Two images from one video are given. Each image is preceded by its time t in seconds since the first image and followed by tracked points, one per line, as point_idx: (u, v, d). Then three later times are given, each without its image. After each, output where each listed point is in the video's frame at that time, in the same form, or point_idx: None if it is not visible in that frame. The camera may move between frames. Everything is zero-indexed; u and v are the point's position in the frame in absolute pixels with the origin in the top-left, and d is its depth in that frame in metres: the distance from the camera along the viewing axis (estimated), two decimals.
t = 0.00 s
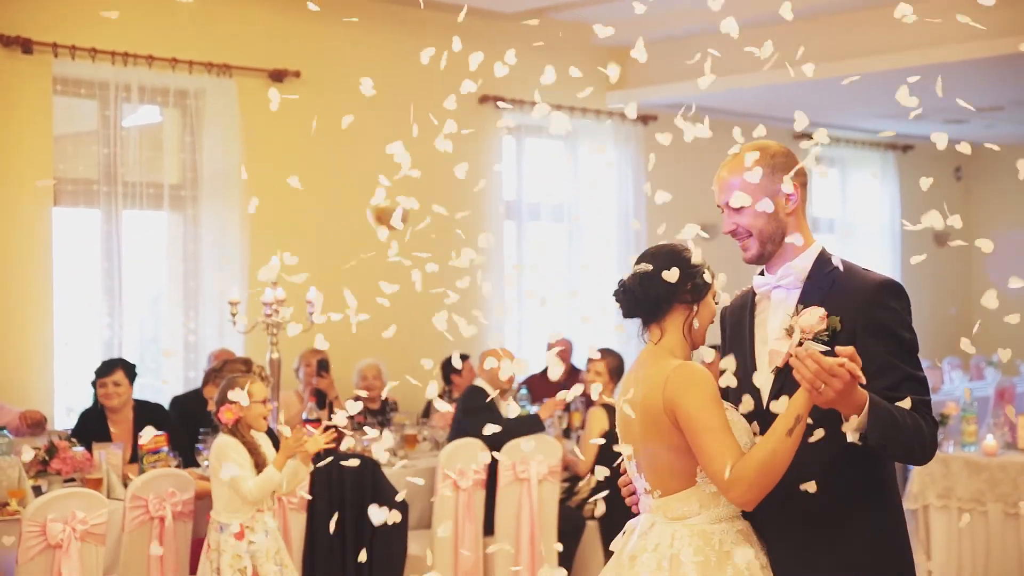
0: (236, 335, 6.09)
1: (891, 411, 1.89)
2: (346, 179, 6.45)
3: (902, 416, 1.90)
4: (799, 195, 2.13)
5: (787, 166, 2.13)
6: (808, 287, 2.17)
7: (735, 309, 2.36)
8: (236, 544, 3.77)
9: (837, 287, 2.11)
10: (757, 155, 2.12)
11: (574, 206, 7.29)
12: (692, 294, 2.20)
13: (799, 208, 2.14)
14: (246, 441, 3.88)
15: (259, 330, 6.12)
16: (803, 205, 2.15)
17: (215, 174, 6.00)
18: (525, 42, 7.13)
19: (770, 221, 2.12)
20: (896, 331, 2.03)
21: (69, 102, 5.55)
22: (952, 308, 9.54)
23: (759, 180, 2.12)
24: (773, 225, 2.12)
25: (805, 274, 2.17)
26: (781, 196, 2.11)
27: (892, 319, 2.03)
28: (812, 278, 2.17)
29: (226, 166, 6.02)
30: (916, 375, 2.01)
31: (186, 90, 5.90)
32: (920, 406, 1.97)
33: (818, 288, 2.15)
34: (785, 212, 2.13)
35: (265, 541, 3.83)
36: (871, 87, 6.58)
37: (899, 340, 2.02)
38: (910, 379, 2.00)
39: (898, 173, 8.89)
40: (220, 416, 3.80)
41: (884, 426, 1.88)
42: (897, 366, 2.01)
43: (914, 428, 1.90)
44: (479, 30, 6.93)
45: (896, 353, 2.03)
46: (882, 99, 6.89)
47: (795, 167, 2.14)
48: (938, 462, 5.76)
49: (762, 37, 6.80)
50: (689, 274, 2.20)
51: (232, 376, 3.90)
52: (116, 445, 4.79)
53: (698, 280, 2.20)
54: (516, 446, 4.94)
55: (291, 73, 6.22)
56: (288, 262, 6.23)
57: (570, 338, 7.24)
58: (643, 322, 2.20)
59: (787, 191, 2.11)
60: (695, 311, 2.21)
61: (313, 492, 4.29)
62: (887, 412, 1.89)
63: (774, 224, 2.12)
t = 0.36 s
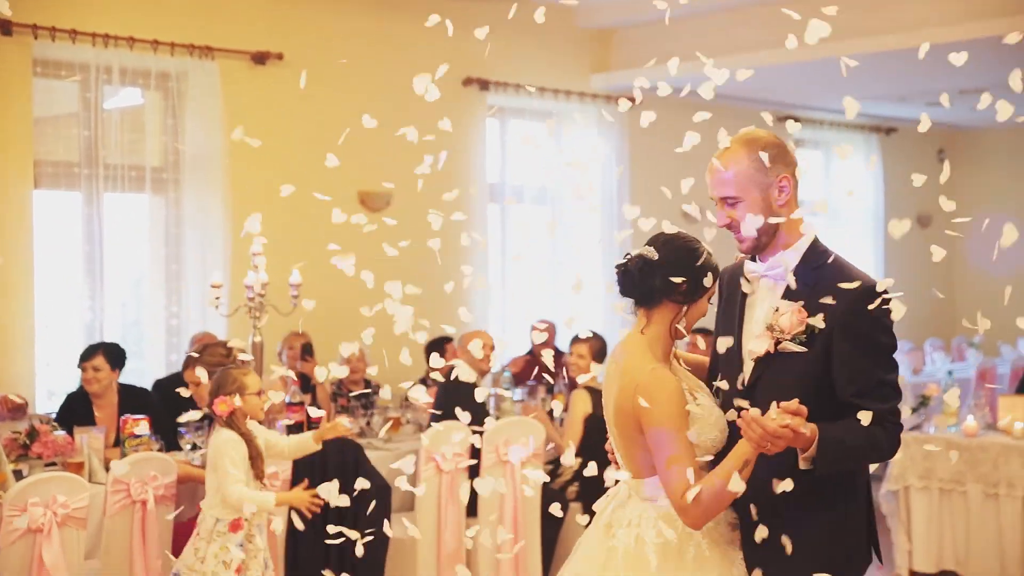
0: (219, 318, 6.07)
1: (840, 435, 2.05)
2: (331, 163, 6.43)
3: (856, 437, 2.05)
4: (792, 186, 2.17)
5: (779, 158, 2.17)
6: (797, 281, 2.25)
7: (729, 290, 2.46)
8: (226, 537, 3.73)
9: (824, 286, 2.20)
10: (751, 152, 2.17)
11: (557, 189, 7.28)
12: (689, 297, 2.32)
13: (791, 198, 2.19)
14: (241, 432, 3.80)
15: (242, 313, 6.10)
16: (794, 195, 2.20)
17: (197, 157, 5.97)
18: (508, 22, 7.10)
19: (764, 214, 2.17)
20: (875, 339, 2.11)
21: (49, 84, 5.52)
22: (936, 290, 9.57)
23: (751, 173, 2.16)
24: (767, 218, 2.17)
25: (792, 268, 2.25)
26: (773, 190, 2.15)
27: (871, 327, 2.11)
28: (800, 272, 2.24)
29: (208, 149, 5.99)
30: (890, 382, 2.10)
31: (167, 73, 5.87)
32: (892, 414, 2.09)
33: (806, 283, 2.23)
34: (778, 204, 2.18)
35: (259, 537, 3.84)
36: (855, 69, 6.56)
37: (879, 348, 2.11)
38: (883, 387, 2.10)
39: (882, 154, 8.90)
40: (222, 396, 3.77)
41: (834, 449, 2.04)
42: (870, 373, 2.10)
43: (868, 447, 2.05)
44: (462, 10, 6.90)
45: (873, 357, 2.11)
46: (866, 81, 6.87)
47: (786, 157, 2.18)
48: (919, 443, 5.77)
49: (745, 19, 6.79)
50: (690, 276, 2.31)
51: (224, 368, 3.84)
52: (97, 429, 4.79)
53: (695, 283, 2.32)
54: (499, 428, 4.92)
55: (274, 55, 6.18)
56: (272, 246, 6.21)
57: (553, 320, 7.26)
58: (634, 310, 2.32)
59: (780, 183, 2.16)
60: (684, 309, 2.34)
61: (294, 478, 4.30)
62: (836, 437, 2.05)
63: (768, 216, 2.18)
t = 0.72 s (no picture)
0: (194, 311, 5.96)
1: (793, 434, 1.99)
2: (308, 152, 6.31)
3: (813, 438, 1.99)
4: (761, 183, 2.07)
5: (748, 155, 2.06)
6: (765, 280, 2.13)
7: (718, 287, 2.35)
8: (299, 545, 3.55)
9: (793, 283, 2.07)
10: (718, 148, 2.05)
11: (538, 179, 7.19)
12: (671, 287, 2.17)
13: (761, 195, 2.09)
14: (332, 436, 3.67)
15: (218, 306, 5.99)
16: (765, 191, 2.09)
17: (171, 147, 5.87)
18: (488, 9, 7.01)
19: (735, 212, 2.07)
20: (841, 339, 2.01)
21: (20, 72, 5.39)
22: (918, 281, 9.53)
23: (719, 171, 2.05)
24: (736, 216, 2.07)
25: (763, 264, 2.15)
26: (743, 189, 2.05)
27: (836, 325, 2.01)
28: (768, 271, 2.14)
29: (182, 139, 5.89)
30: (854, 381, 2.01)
31: (140, 62, 5.75)
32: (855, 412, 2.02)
33: (771, 285, 2.11)
34: (747, 200, 2.07)
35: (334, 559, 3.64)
36: (840, 58, 6.50)
37: (845, 348, 2.01)
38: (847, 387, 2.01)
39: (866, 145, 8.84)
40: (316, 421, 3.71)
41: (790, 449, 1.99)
42: (832, 369, 2.00)
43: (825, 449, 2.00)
44: None
45: (837, 355, 2.01)
46: (849, 70, 6.82)
47: (755, 152, 2.07)
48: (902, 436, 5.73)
49: (728, 6, 6.73)
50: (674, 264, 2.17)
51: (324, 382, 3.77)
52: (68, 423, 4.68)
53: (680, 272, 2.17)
54: (479, 423, 4.84)
55: (249, 43, 6.06)
56: (247, 237, 6.10)
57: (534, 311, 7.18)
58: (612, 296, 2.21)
59: (749, 181, 2.06)
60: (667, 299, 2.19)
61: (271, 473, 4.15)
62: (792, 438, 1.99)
63: (738, 215, 2.07)
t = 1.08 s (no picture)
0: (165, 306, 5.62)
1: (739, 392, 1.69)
2: (285, 135, 5.95)
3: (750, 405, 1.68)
4: (751, 159, 1.80)
5: (739, 126, 1.80)
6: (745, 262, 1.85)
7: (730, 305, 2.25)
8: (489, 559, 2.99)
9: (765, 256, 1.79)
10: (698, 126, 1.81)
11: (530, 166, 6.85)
12: (668, 265, 2.11)
13: (754, 176, 1.82)
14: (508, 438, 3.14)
15: (190, 300, 5.64)
16: (760, 171, 1.82)
17: (140, 131, 5.52)
18: None
19: (712, 188, 1.81)
20: (796, 311, 1.71)
21: None
22: (931, 275, 9.17)
23: (700, 144, 1.80)
24: (716, 192, 1.81)
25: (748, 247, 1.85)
26: (722, 162, 1.79)
27: (793, 297, 1.72)
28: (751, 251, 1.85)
29: (152, 123, 5.54)
30: (814, 360, 1.70)
31: (107, 40, 5.41)
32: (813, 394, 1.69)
33: (748, 265, 1.84)
34: (731, 177, 1.81)
35: None
36: (848, 37, 6.16)
37: (800, 321, 1.71)
38: (800, 364, 1.69)
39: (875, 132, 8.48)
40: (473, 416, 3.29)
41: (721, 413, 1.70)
42: (795, 346, 1.70)
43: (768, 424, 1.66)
44: None
45: (797, 333, 1.71)
46: (859, 51, 6.47)
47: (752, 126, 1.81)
48: (915, 439, 5.39)
49: None
50: (671, 244, 2.11)
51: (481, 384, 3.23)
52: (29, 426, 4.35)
53: (677, 252, 2.11)
54: (466, 424, 4.53)
55: (223, 21, 5.70)
56: (220, 226, 5.75)
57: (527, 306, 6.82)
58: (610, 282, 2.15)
59: (733, 156, 1.80)
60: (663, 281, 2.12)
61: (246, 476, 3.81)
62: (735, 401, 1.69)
63: (720, 192, 1.82)
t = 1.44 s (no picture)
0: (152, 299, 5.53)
1: (664, 335, 1.73)
2: (274, 125, 5.86)
3: (672, 350, 1.72)
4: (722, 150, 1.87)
5: (710, 119, 1.88)
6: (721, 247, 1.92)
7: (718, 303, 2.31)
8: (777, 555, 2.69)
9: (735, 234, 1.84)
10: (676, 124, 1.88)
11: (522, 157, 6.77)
12: (666, 258, 2.16)
13: (729, 166, 1.88)
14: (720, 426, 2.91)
15: (177, 292, 5.55)
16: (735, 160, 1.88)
17: (127, 119, 5.43)
18: None
19: (690, 183, 1.88)
20: (747, 285, 1.75)
21: None
22: (927, 269, 9.08)
23: (674, 140, 1.89)
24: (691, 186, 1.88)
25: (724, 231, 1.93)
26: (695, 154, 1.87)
27: (745, 271, 1.76)
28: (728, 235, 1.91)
29: (138, 113, 5.44)
30: (753, 330, 1.72)
31: (93, 28, 5.32)
32: (747, 365, 1.71)
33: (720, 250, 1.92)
34: (706, 168, 1.88)
35: None
36: (847, 28, 6.08)
37: (749, 292, 1.74)
38: (738, 332, 1.73)
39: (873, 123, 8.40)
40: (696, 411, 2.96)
41: (641, 352, 1.73)
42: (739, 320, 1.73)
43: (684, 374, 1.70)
44: None
45: (746, 309, 1.74)
46: (858, 42, 6.39)
47: (725, 121, 1.89)
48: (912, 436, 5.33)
49: None
50: (668, 238, 2.17)
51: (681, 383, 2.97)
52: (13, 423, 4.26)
53: (673, 246, 2.16)
54: (457, 419, 4.44)
55: (211, 9, 5.60)
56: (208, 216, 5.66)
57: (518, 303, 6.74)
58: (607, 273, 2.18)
59: (706, 148, 1.87)
60: (665, 276, 2.17)
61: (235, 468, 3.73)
62: (660, 343, 1.72)
63: (696, 185, 1.88)
